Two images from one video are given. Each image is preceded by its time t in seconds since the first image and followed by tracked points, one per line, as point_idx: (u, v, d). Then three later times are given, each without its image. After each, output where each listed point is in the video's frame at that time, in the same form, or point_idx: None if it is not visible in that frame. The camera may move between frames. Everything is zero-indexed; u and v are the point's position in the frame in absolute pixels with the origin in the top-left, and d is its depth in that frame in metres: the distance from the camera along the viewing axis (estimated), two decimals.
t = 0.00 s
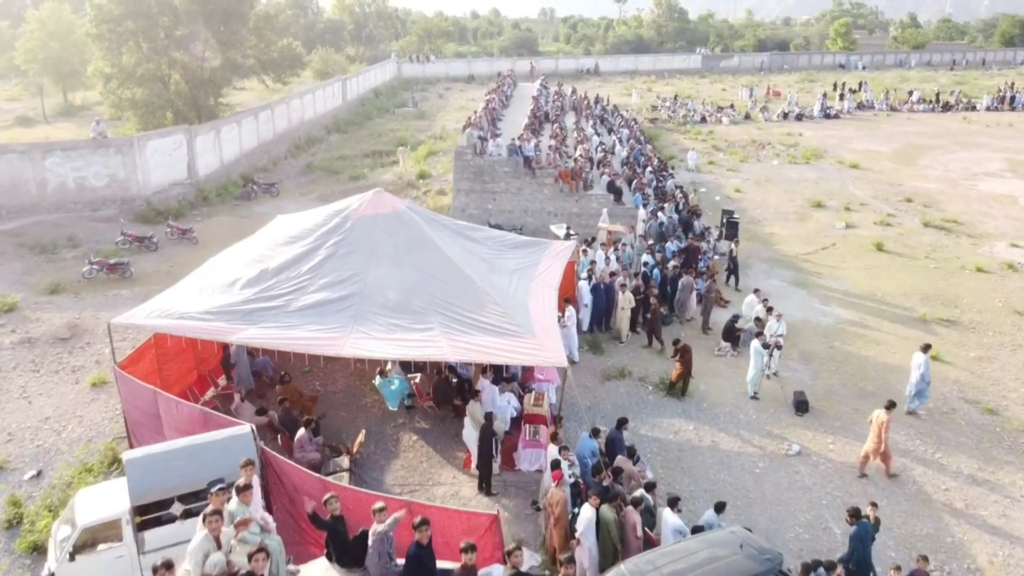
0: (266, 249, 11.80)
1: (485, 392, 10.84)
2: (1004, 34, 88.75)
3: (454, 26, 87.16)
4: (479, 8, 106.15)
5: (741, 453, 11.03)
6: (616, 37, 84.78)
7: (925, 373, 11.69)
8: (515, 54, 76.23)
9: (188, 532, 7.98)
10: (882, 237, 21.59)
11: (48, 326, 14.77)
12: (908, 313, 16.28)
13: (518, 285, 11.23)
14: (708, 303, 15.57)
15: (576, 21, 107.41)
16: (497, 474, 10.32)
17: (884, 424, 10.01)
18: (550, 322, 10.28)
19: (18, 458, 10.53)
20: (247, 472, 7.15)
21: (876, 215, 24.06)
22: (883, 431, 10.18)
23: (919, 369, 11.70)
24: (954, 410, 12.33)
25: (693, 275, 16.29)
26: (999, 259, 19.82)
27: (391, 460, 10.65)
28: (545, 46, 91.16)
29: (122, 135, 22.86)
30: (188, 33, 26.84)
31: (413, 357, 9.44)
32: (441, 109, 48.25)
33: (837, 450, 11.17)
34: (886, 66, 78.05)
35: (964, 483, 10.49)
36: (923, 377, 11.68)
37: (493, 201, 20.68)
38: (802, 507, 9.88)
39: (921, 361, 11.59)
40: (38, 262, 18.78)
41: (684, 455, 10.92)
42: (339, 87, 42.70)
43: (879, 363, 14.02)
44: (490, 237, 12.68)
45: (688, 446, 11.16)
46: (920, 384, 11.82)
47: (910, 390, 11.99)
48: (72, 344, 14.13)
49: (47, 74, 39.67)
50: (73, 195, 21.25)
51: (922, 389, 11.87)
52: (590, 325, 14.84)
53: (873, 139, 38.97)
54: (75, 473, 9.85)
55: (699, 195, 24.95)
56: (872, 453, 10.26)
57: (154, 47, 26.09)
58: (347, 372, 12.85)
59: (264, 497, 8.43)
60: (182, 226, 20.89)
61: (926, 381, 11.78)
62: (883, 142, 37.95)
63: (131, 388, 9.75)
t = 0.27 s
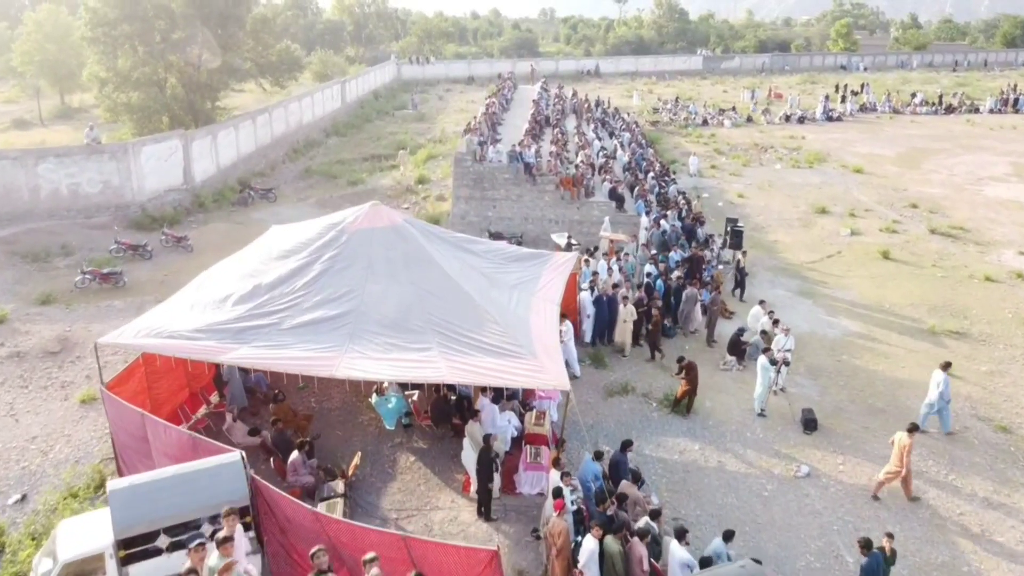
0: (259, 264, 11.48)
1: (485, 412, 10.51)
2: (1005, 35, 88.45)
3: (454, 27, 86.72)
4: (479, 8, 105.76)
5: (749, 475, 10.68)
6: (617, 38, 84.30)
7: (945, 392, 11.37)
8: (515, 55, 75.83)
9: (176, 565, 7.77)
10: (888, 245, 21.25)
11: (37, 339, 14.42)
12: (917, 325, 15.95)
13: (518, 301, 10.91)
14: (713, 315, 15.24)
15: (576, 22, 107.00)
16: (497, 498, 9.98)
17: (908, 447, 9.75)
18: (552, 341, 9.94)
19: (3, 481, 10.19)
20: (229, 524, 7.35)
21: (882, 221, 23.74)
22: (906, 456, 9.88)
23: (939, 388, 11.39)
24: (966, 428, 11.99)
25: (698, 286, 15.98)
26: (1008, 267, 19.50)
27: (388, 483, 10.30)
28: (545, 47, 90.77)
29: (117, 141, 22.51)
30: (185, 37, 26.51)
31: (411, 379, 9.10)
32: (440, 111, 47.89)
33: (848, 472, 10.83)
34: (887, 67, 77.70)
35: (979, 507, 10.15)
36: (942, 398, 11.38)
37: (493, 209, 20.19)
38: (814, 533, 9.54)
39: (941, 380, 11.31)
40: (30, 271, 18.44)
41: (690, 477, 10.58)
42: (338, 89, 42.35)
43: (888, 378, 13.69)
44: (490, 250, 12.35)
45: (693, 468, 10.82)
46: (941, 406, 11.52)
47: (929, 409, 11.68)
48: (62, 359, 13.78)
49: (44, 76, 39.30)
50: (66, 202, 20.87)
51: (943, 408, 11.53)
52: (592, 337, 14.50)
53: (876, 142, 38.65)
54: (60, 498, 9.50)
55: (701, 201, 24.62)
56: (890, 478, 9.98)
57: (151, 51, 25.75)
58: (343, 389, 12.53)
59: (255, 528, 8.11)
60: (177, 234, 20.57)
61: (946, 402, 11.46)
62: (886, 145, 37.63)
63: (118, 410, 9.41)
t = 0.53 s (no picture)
0: (252, 278, 11.15)
1: (484, 431, 10.25)
2: (1007, 36, 88.16)
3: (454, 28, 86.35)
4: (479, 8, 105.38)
5: (757, 496, 10.35)
6: (618, 39, 83.89)
7: (966, 412, 10.96)
8: (516, 56, 75.47)
9: None
10: (894, 252, 20.93)
11: (26, 352, 14.09)
12: (926, 336, 15.61)
13: (518, 316, 10.57)
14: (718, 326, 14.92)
15: (577, 23, 106.63)
16: (497, 522, 9.64)
17: (932, 468, 9.47)
18: (553, 360, 9.62)
19: None
20: None
21: (887, 227, 23.42)
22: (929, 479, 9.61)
23: (960, 407, 10.98)
24: (979, 446, 11.66)
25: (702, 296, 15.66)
26: (1017, 275, 19.17)
27: (384, 505, 9.97)
28: (545, 48, 90.39)
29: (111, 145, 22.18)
30: (181, 40, 26.19)
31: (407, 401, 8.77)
32: (440, 113, 47.54)
33: (859, 492, 10.50)
34: (889, 68, 77.37)
35: (996, 531, 9.82)
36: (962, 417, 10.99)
37: (493, 215, 19.96)
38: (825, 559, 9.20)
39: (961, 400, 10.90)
40: (22, 280, 18.12)
41: (696, 499, 10.24)
42: (336, 91, 42.04)
43: (898, 392, 13.35)
44: (489, 262, 12.02)
45: (700, 488, 10.48)
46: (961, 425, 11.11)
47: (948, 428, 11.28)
48: (51, 373, 13.45)
49: (41, 78, 38.96)
50: (59, 208, 20.54)
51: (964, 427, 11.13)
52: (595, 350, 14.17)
53: (880, 145, 38.32)
54: (43, 524, 9.17)
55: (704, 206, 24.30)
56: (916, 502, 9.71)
57: (146, 54, 25.42)
58: (339, 405, 12.21)
59: (244, 560, 7.81)
60: (171, 241, 20.25)
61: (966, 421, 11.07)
62: (889, 148, 37.31)
63: (104, 432, 9.07)
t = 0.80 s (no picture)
0: (244, 291, 10.80)
1: (483, 448, 9.93)
2: (1009, 36, 87.70)
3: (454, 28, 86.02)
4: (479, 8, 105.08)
5: (766, 517, 10.00)
6: (618, 39, 83.48)
7: (992, 429, 10.69)
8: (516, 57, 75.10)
9: None
10: (901, 259, 20.57)
11: (13, 364, 13.74)
12: (936, 346, 15.27)
13: (518, 331, 10.23)
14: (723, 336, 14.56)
15: (577, 23, 106.30)
16: (497, 546, 9.28)
17: (958, 488, 9.16)
18: (555, 378, 9.28)
19: None
20: None
21: (893, 232, 23.07)
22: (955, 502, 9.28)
23: (986, 424, 10.70)
24: (995, 463, 11.31)
25: (706, 305, 15.32)
26: None
27: (380, 527, 9.62)
28: (546, 49, 90.00)
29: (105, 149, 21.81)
30: (176, 42, 25.82)
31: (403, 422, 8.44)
32: (439, 115, 47.20)
33: (873, 514, 10.14)
34: (890, 69, 77.02)
35: (1015, 555, 9.45)
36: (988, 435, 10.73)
37: (493, 221, 19.64)
38: None
39: (987, 416, 10.62)
40: (13, 287, 17.77)
41: (703, 520, 9.88)
42: (335, 93, 41.65)
43: (909, 406, 13.00)
44: (489, 273, 11.68)
45: (706, 509, 10.12)
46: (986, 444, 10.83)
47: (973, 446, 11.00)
48: (38, 385, 13.11)
49: (37, 79, 38.60)
50: (52, 214, 20.18)
51: (989, 445, 10.84)
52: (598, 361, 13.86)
53: (883, 147, 37.97)
54: (25, 548, 8.82)
55: (707, 211, 23.96)
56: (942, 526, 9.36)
57: (141, 56, 25.06)
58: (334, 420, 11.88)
59: None
60: (166, 247, 19.89)
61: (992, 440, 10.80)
62: (893, 151, 36.97)
63: (89, 452, 8.71)
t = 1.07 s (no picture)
0: (233, 306, 10.34)
1: (482, 472, 9.44)
2: (1011, 37, 87.18)
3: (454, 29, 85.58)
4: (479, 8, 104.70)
5: (779, 545, 9.53)
6: (619, 39, 82.97)
7: None
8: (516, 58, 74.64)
9: None
10: (910, 266, 20.11)
11: None
12: (950, 359, 14.80)
13: (519, 349, 9.77)
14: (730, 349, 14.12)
15: (578, 23, 105.84)
16: None
17: (995, 518, 8.70)
18: (557, 400, 8.83)
19: None
20: None
21: (901, 238, 22.62)
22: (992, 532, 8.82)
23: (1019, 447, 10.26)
24: (1016, 486, 10.84)
25: (712, 317, 14.88)
26: None
27: (373, 557, 9.16)
28: (546, 49, 89.56)
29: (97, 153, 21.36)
30: (171, 44, 25.39)
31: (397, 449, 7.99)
32: (439, 116, 46.76)
33: (891, 541, 9.68)
34: (893, 69, 76.52)
35: None
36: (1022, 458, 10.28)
37: (493, 228, 19.21)
38: None
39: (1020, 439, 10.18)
40: None
41: (713, 548, 9.41)
42: (334, 94, 41.19)
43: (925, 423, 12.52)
44: (489, 286, 11.22)
45: (717, 536, 9.65)
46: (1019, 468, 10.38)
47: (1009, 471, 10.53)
48: (22, 402, 12.66)
49: (32, 81, 38.17)
50: (42, 220, 19.74)
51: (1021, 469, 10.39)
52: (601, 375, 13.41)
53: (888, 150, 37.51)
54: None
55: (711, 216, 23.51)
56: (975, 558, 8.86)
57: (135, 58, 24.64)
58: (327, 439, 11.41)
59: None
60: (158, 255, 19.43)
61: None
62: (898, 154, 36.52)
63: (66, 479, 8.26)
